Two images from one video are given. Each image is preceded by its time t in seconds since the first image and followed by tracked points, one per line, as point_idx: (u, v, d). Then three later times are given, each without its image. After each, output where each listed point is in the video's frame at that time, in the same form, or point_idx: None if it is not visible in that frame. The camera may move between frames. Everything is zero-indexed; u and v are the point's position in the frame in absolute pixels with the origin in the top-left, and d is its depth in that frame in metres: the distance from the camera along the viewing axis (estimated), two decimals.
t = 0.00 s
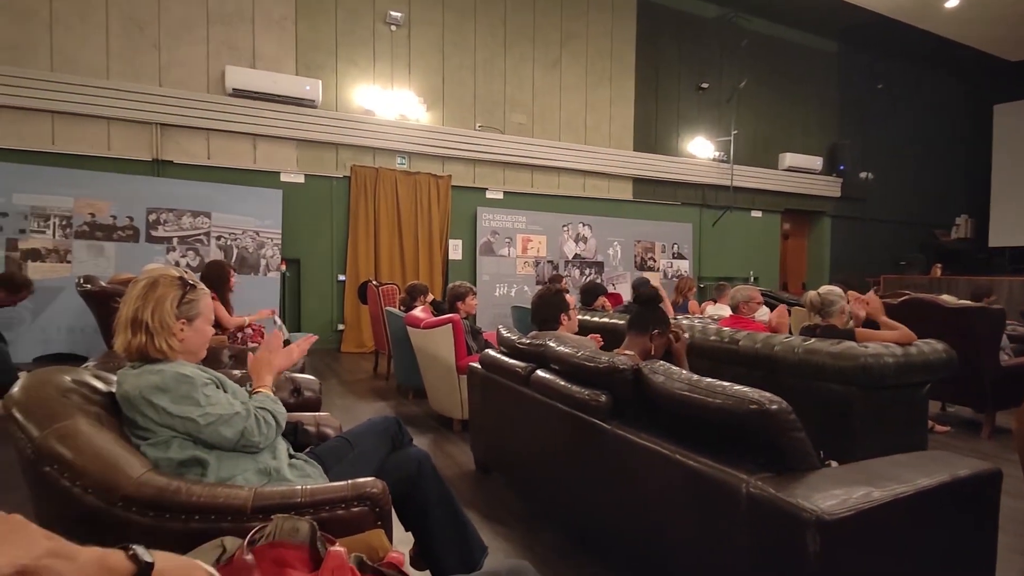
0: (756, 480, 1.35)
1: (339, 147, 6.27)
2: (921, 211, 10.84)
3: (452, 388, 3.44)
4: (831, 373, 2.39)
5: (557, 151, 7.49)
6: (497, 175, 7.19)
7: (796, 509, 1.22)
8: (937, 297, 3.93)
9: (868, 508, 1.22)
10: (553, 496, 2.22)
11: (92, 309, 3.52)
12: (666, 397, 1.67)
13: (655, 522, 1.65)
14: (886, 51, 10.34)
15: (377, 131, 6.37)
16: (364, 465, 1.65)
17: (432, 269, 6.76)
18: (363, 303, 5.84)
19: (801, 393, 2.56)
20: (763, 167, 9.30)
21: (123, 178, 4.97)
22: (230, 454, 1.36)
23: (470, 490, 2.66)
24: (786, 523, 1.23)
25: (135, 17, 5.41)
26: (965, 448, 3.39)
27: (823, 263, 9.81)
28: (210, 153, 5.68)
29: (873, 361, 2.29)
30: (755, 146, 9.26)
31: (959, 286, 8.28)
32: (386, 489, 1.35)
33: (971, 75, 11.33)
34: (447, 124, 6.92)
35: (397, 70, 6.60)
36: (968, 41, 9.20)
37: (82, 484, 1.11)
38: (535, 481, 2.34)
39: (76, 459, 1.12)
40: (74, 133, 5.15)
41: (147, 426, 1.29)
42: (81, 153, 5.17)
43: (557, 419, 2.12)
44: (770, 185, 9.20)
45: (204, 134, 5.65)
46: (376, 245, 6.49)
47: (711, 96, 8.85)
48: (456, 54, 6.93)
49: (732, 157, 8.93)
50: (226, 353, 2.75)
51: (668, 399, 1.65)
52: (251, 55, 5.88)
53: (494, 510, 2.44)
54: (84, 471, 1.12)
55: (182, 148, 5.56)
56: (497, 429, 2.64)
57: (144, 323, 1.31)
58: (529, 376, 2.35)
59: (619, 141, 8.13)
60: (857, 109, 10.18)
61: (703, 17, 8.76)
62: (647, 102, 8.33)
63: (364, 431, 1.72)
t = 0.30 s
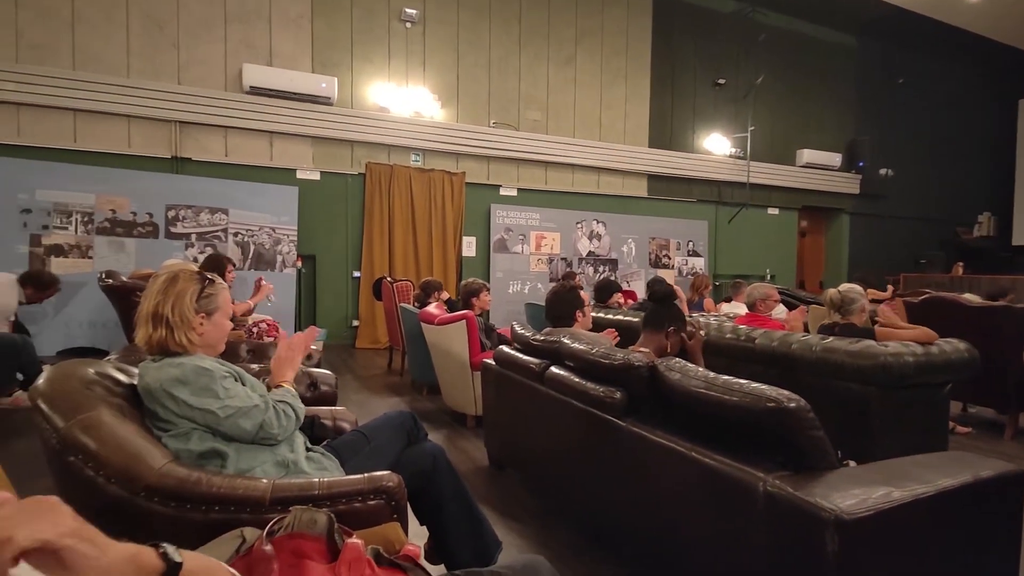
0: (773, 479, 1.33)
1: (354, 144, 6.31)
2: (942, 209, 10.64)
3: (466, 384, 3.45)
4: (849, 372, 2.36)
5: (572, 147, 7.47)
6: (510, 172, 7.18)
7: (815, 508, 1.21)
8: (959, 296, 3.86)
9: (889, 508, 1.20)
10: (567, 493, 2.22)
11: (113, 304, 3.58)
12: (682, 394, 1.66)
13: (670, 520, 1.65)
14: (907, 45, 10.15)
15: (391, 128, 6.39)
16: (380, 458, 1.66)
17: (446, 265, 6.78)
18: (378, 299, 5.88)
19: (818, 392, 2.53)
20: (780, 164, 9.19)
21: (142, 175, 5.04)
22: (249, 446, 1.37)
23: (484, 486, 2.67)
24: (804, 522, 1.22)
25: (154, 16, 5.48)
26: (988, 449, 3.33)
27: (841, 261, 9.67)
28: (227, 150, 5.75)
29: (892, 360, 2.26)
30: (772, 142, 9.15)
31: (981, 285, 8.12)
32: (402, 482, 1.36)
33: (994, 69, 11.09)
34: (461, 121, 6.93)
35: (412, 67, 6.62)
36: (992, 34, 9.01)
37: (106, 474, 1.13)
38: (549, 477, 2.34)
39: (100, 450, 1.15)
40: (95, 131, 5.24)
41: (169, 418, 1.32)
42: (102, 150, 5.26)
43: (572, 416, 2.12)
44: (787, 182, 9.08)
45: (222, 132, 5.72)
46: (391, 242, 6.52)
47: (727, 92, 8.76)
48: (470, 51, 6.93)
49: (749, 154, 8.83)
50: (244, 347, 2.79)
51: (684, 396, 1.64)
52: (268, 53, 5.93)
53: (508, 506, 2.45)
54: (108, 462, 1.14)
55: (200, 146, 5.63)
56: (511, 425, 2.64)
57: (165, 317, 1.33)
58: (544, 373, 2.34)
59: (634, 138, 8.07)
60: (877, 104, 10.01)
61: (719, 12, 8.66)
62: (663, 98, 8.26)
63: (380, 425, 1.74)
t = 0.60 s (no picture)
0: (797, 476, 1.32)
1: (374, 140, 6.36)
2: (971, 206, 10.37)
3: (484, 378, 3.46)
4: (874, 370, 2.32)
5: (591, 143, 7.43)
6: (529, 167, 7.17)
7: (840, 505, 1.19)
8: (990, 295, 3.75)
9: (916, 506, 1.18)
10: (586, 488, 2.22)
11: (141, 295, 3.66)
12: (703, 390, 1.65)
13: (691, 516, 1.64)
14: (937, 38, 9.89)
15: (411, 123, 6.42)
16: (402, 449, 1.69)
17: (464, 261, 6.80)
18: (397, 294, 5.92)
19: (842, 391, 2.49)
20: (804, 160, 9.03)
21: (168, 170, 5.14)
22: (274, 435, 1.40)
23: (503, 480, 2.68)
24: (829, 520, 1.21)
25: (180, 13, 5.57)
26: (1019, 451, 3.24)
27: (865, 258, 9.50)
28: (251, 145, 5.83)
29: (919, 359, 2.21)
30: (796, 137, 9.00)
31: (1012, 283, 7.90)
32: (423, 473, 1.37)
33: None
34: (481, 116, 6.94)
35: (432, 62, 6.64)
36: None
37: (137, 459, 1.17)
38: (568, 472, 2.35)
39: (131, 435, 1.18)
40: (122, 127, 5.36)
41: (198, 406, 1.35)
42: (129, 146, 5.37)
43: (591, 410, 2.12)
44: (811, 178, 8.92)
45: (245, 128, 5.80)
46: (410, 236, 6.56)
47: (750, 86, 8.64)
48: (490, 46, 6.93)
49: (772, 149, 8.70)
50: (267, 339, 2.83)
51: (706, 391, 1.63)
52: (290, 50, 6.00)
53: (526, 500, 2.46)
54: (139, 446, 1.17)
55: (224, 141, 5.72)
56: (529, 420, 2.65)
57: (189, 307, 1.37)
58: (564, 367, 2.34)
59: (654, 133, 8.00)
60: (905, 98, 9.78)
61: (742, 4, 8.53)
62: (684, 92, 8.17)
63: (402, 416, 1.76)
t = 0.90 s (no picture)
0: (817, 475, 1.31)
1: (392, 136, 6.39)
2: (998, 204, 10.11)
3: (499, 375, 3.47)
4: (896, 370, 2.28)
5: (608, 139, 7.39)
6: (546, 164, 7.16)
7: (860, 505, 1.18)
8: (1018, 294, 3.67)
9: (939, 507, 1.16)
10: (601, 484, 2.22)
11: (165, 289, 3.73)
12: (722, 387, 1.64)
13: (707, 514, 1.63)
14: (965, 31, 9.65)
15: (428, 120, 6.45)
16: (419, 442, 1.71)
17: (480, 257, 6.81)
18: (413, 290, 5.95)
19: (863, 391, 2.45)
20: (825, 156, 8.89)
21: (190, 167, 5.22)
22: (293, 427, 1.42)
23: (518, 475, 2.69)
24: (849, 519, 1.19)
25: (201, 12, 5.65)
26: None
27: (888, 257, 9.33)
28: (270, 142, 5.90)
29: (943, 359, 2.17)
30: (817, 133, 8.85)
31: None
32: (440, 466, 1.38)
33: None
34: (498, 113, 6.94)
35: (449, 59, 6.65)
36: None
37: (163, 447, 1.19)
38: (583, 468, 2.35)
39: (157, 424, 1.21)
40: (146, 124, 5.45)
41: (219, 398, 1.38)
42: (152, 143, 5.46)
43: (608, 407, 2.11)
44: (832, 174, 8.78)
45: (265, 124, 5.87)
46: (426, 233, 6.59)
47: (770, 82, 8.52)
48: (507, 43, 6.92)
49: (793, 146, 8.57)
50: (287, 333, 2.87)
51: (725, 389, 1.62)
52: (309, 47, 6.05)
53: (542, 495, 2.46)
54: (165, 435, 1.20)
55: (244, 138, 5.80)
56: (545, 416, 2.65)
57: (207, 300, 1.40)
58: (580, 364, 2.34)
59: (673, 129, 7.93)
60: (930, 93, 9.56)
61: None
62: (703, 88, 8.07)
63: (419, 410, 1.78)
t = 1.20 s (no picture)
0: (835, 476, 1.26)
1: (405, 133, 6.39)
2: None
3: (512, 372, 3.44)
4: (918, 371, 2.21)
5: (624, 136, 7.32)
6: (560, 161, 7.12)
7: (880, 507, 1.13)
8: None
9: (963, 511, 1.11)
10: (614, 484, 2.19)
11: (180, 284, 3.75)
12: (738, 387, 1.60)
13: (723, 516, 1.59)
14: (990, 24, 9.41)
15: (442, 116, 6.44)
16: (431, 439, 1.69)
17: (493, 254, 6.79)
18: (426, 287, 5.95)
19: (883, 392, 2.38)
20: (845, 153, 8.73)
21: (206, 163, 5.26)
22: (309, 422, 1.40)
23: (531, 473, 2.67)
24: (868, 521, 1.15)
25: (218, 9, 5.68)
26: None
27: (908, 256, 9.15)
28: (285, 138, 5.93)
29: (966, 360, 2.10)
30: (837, 129, 8.70)
31: None
32: (453, 464, 1.35)
33: None
34: (512, 109, 6.90)
35: (464, 54, 6.63)
36: None
37: (179, 440, 1.18)
38: (596, 467, 2.32)
39: (173, 417, 1.20)
40: (163, 120, 5.50)
41: (235, 393, 1.37)
42: (170, 139, 5.51)
43: (622, 406, 2.07)
44: (852, 171, 8.63)
45: (280, 121, 5.90)
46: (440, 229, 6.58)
47: (789, 77, 8.38)
48: (522, 38, 6.88)
49: (812, 142, 8.42)
50: (301, 328, 2.87)
51: (741, 388, 1.58)
52: (324, 43, 6.07)
53: (554, 494, 2.43)
54: (180, 429, 1.19)
55: (259, 134, 5.83)
56: (558, 414, 2.62)
57: (218, 296, 1.40)
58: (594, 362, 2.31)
59: (689, 125, 7.83)
60: (954, 88, 9.35)
61: None
62: (720, 83, 7.96)
63: (432, 407, 1.76)
